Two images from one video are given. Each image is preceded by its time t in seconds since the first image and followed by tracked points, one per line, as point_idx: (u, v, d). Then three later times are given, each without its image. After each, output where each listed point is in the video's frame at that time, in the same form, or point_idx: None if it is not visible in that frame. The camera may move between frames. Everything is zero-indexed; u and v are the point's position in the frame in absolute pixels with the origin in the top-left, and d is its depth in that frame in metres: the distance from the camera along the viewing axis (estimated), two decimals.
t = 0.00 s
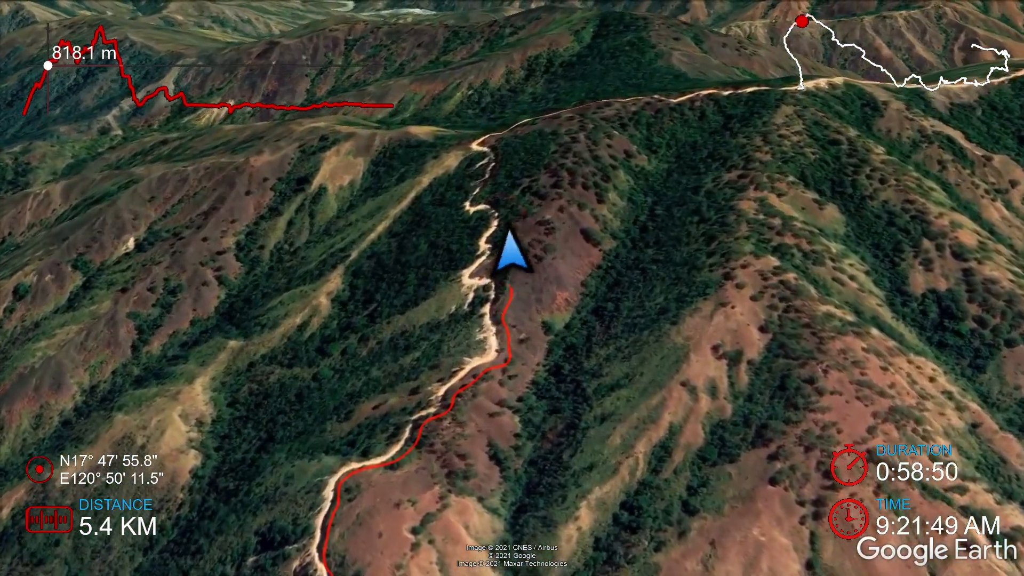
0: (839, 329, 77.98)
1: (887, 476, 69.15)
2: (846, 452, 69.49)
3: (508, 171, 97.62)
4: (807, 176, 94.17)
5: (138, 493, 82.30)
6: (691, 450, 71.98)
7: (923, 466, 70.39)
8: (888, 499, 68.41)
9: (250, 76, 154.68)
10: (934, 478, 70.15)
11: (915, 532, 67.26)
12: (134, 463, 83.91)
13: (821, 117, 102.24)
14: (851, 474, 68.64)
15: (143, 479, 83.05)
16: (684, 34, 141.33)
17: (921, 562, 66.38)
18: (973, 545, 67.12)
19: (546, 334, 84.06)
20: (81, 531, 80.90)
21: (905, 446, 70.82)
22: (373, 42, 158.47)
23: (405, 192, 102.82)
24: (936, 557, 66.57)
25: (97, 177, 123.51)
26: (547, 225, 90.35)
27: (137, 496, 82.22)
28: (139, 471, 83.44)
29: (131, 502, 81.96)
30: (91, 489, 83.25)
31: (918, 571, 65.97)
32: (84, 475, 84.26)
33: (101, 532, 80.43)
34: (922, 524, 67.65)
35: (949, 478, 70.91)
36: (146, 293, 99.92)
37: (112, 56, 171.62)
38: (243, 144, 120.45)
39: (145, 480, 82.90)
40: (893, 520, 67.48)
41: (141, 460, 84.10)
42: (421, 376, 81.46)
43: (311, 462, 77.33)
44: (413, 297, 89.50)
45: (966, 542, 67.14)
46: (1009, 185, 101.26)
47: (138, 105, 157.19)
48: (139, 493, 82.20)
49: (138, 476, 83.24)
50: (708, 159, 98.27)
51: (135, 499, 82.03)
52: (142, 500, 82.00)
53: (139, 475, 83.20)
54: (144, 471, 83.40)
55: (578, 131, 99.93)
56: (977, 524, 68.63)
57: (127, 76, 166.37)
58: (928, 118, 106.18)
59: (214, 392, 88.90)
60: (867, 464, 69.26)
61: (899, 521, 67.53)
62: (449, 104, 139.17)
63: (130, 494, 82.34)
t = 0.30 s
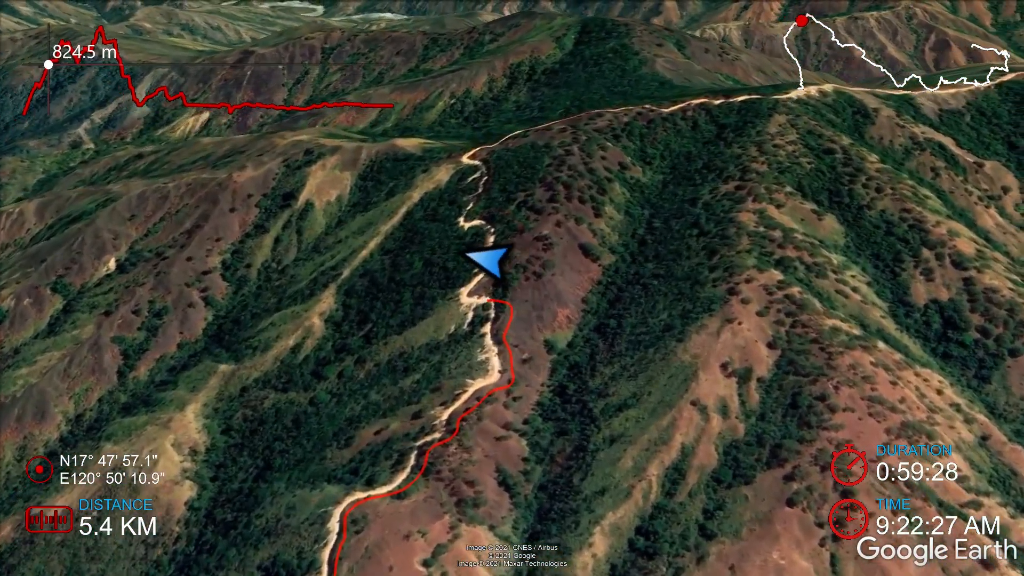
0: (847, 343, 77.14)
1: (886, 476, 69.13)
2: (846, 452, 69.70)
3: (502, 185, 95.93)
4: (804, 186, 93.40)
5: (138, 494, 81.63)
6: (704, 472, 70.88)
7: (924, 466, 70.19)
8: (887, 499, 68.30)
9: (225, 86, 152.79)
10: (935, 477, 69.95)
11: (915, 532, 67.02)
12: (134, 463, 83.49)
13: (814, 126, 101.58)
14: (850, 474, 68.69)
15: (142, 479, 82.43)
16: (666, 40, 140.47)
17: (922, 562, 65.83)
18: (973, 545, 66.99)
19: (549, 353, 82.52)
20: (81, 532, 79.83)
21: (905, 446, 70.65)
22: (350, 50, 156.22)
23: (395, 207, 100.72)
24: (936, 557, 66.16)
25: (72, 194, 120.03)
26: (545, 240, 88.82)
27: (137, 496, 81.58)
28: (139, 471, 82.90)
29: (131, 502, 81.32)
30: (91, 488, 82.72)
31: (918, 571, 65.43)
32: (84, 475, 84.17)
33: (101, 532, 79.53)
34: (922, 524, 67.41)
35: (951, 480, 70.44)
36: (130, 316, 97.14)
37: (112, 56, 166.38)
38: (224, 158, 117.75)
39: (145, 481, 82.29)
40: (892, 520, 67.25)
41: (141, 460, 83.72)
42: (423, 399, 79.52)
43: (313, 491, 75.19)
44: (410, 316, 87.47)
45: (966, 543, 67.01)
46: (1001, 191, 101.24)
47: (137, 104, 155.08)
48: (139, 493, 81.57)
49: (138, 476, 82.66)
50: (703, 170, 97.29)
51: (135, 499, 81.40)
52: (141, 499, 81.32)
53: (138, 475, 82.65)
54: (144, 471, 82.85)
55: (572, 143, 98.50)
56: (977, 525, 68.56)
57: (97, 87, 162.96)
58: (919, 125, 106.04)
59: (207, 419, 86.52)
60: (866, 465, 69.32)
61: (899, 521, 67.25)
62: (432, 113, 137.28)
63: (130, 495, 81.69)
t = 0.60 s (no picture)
0: (858, 353, 76.72)
1: (887, 476, 69.25)
2: (845, 452, 70.18)
3: (496, 199, 94.26)
4: (801, 194, 93.09)
5: (139, 494, 80.67)
6: (726, 490, 70.34)
7: (924, 466, 70.18)
8: (887, 499, 68.37)
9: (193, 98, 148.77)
10: (936, 477, 69.82)
11: (915, 532, 67.06)
12: (134, 463, 83.24)
13: (805, 132, 101.47)
14: (850, 474, 69.28)
15: (142, 478, 81.92)
16: (644, 45, 139.76)
17: (922, 562, 65.88)
18: (972, 545, 67.19)
19: (556, 371, 81.13)
20: (81, 533, 78.82)
21: (906, 446, 70.66)
22: (321, 59, 153.89)
23: (386, 223, 98.63)
24: (936, 557, 66.20)
25: (41, 214, 115.67)
26: (545, 255, 87.34)
27: (137, 496, 80.63)
28: (139, 471, 82.44)
29: (131, 502, 80.22)
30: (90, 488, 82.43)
31: (918, 571, 65.48)
32: (84, 476, 84.25)
33: (101, 532, 78.46)
34: (922, 524, 67.48)
35: (951, 479, 70.15)
36: (115, 343, 93.94)
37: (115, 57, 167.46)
38: (202, 174, 114.48)
39: (144, 481, 81.66)
40: (892, 520, 67.32)
41: (141, 460, 83.49)
42: (431, 422, 77.56)
43: (324, 522, 73.03)
44: (410, 336, 85.42)
45: (965, 543, 67.23)
46: (989, 193, 101.97)
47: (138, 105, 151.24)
48: (140, 493, 80.67)
49: (138, 476, 82.08)
50: (699, 180, 96.78)
51: (135, 499, 80.30)
52: (142, 499, 80.37)
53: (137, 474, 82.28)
54: (144, 471, 82.38)
55: (565, 155, 97.23)
56: (978, 524, 68.49)
57: (58, 101, 158.16)
58: (905, 129, 106.60)
59: (204, 449, 83.98)
60: (865, 465, 69.70)
61: (899, 521, 67.31)
62: (410, 122, 135.32)
63: (130, 495, 80.70)
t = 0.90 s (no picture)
0: (869, 361, 76.48)
1: (887, 476, 69.60)
2: (845, 452, 70.79)
3: (493, 211, 92.89)
4: (799, 200, 92.84)
5: (138, 495, 80.72)
6: (747, 504, 69.97)
7: (925, 466, 70.40)
8: (887, 499, 68.62)
9: (165, 110, 145.48)
10: (936, 477, 69.98)
11: (915, 532, 67.29)
12: (135, 463, 84.36)
13: (797, 137, 101.38)
14: (850, 474, 69.86)
15: (142, 479, 82.39)
16: (624, 49, 138.90)
17: (921, 563, 66.19)
18: (973, 545, 67.31)
19: (565, 387, 80.01)
20: (81, 532, 78.85)
21: (906, 446, 70.99)
22: (296, 67, 151.83)
23: (380, 237, 96.90)
24: (935, 557, 66.39)
25: (15, 232, 112.18)
26: (548, 268, 86.21)
27: (137, 496, 80.69)
28: (140, 471, 83.12)
29: (131, 503, 80.29)
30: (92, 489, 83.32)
31: (917, 571, 65.79)
32: (84, 476, 85.32)
33: (101, 531, 78.33)
34: (922, 524, 67.71)
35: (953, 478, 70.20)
36: (104, 367, 91.31)
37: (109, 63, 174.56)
38: (184, 189, 111.68)
39: (145, 481, 82.09)
40: (892, 520, 67.64)
41: (142, 461, 84.56)
42: (441, 442, 75.99)
43: (336, 549, 71.33)
44: (413, 353, 83.68)
45: (966, 542, 67.36)
46: (979, 195, 102.73)
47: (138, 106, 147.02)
48: (139, 494, 80.64)
49: (138, 477, 82.69)
50: (695, 189, 96.30)
51: (135, 500, 80.38)
52: (142, 500, 80.28)
53: (138, 474, 82.96)
54: (145, 472, 82.99)
55: (561, 165, 96.09)
56: (978, 524, 68.56)
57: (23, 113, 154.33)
58: (894, 132, 107.02)
59: (204, 476, 81.91)
60: (865, 464, 70.10)
61: (899, 521, 67.58)
62: (391, 131, 133.55)
63: (130, 496, 80.80)
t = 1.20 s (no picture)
0: (875, 371, 76.16)
1: (888, 476, 69.83)
2: (845, 452, 71.24)
3: (493, 221, 91.88)
4: (800, 208, 92.35)
5: (138, 495, 81.38)
6: (758, 519, 69.49)
7: (924, 466, 70.60)
8: (887, 499, 68.90)
9: (153, 117, 144.25)
10: (936, 477, 70.14)
11: (916, 532, 67.58)
12: (135, 462, 85.60)
13: (796, 144, 100.86)
14: (851, 474, 70.19)
15: (142, 484, 82.81)
16: (617, 54, 137.97)
17: (922, 562, 66.41)
18: (973, 545, 67.39)
19: (570, 400, 79.05)
20: (82, 532, 79.42)
21: (905, 446, 71.21)
22: (285, 73, 150.08)
23: (378, 248, 95.76)
24: (936, 557, 66.62)
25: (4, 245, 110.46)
26: (550, 279, 85.27)
27: (137, 497, 81.34)
28: (140, 471, 84.27)
29: (131, 503, 80.90)
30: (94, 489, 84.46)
31: (918, 571, 65.99)
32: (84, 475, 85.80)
33: (101, 531, 78.82)
34: (922, 524, 67.96)
35: (952, 478, 70.41)
36: (99, 384, 89.87)
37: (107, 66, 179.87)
38: (175, 199, 110.01)
39: (145, 481, 82.87)
40: (892, 520, 67.87)
41: (141, 460, 85.73)
42: (446, 458, 74.94)
43: (343, 570, 70.28)
44: (415, 367, 82.51)
45: (966, 542, 67.44)
46: (977, 200, 102.71)
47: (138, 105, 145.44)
48: (139, 494, 81.32)
49: (138, 477, 83.71)
50: (695, 197, 95.67)
51: (135, 500, 81.04)
52: (142, 500, 80.93)
53: (139, 474, 84.02)
54: (145, 472, 84.00)
55: (560, 174, 95.07)
56: (978, 524, 68.52)
57: (9, 122, 153.16)
58: (891, 137, 106.81)
59: (204, 495, 80.60)
60: (866, 464, 70.40)
61: (900, 521, 67.84)
62: (384, 138, 132.35)
63: (130, 497, 81.45)
